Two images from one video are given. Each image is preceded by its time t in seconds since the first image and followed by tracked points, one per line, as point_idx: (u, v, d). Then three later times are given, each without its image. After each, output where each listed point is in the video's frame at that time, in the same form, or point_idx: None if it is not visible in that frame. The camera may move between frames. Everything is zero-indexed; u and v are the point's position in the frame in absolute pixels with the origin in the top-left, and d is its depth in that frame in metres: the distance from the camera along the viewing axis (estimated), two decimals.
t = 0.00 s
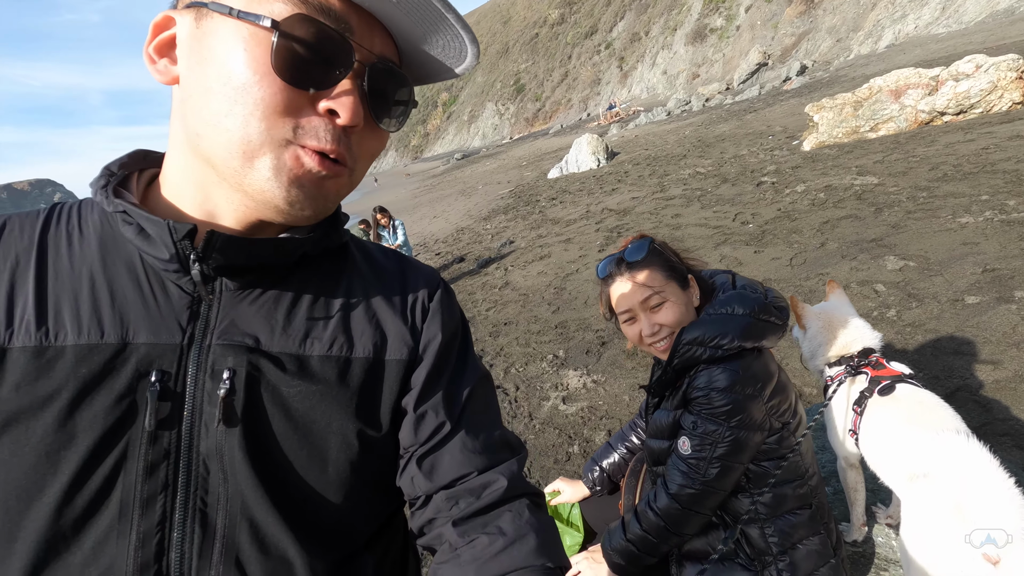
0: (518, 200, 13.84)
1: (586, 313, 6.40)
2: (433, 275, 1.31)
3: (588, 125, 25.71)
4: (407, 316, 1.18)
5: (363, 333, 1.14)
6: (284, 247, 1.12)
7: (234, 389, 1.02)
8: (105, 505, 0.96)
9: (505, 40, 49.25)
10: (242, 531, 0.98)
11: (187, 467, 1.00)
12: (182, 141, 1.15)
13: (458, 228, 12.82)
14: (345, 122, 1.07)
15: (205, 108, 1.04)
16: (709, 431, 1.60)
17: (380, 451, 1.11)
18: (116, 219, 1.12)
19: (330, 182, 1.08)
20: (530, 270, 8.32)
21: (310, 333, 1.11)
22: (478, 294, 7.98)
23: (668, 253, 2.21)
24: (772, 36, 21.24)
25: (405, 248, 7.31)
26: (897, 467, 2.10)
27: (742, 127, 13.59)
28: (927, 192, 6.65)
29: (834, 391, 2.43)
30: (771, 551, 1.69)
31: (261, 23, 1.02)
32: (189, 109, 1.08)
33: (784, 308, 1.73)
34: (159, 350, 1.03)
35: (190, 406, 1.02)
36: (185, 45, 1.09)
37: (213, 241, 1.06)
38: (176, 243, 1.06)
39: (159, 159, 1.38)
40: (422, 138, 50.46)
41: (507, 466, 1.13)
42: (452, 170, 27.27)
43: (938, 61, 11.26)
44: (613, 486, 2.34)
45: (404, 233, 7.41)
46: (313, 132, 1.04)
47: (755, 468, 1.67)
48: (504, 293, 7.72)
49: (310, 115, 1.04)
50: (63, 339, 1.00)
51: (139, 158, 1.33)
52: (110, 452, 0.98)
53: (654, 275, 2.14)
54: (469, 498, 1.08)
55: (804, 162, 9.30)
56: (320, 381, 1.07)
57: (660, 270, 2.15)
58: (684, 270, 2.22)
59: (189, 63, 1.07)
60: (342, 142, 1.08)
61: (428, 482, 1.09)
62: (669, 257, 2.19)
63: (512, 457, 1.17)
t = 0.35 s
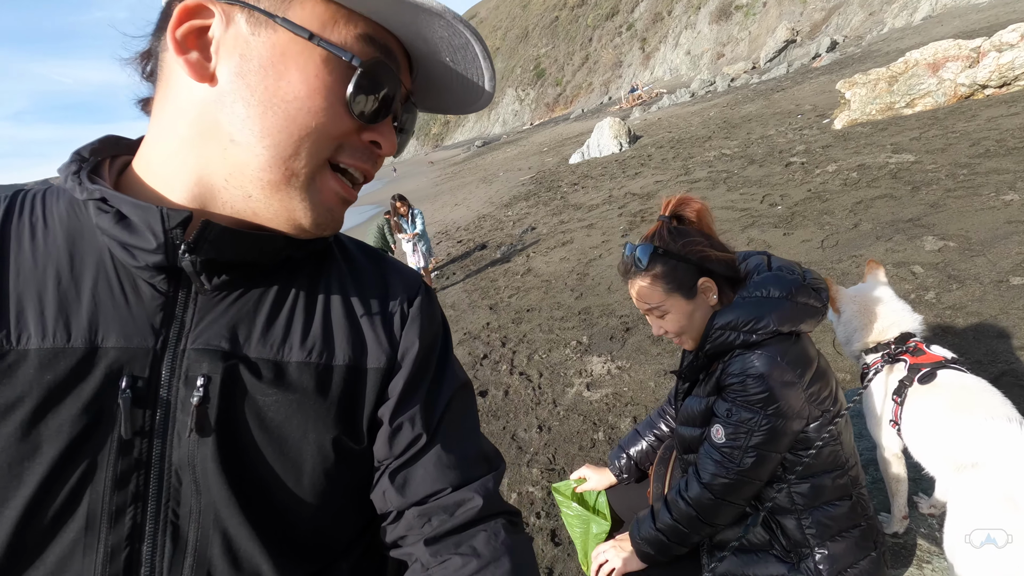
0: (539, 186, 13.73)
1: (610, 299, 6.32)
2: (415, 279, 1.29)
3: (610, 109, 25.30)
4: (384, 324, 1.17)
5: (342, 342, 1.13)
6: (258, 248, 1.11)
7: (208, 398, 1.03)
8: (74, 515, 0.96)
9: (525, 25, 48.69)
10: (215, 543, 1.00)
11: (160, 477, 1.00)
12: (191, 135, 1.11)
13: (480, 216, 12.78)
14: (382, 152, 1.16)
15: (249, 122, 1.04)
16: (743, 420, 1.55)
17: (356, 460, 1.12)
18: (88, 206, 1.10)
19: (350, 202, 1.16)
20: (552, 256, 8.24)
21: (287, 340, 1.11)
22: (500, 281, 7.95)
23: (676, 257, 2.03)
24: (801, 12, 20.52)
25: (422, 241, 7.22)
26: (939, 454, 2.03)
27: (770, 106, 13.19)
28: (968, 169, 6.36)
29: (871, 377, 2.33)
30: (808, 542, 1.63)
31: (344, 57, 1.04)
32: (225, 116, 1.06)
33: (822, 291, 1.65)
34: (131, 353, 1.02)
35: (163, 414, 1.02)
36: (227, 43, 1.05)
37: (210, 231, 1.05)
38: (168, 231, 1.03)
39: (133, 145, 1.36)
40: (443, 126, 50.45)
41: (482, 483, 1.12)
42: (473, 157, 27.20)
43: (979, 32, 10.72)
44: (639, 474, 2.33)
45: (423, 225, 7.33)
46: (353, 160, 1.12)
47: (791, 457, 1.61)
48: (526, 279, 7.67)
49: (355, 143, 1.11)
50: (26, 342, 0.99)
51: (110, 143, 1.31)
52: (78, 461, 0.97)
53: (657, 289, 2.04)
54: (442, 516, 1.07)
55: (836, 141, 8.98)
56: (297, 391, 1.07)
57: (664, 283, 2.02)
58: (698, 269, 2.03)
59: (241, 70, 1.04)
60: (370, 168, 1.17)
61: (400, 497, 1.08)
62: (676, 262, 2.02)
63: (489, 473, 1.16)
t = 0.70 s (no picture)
0: (573, 165, 13.47)
1: (647, 280, 6.16)
2: (388, 287, 1.27)
3: (645, 83, 24.55)
4: (357, 337, 1.15)
5: (314, 358, 1.12)
6: (225, 264, 1.10)
7: (173, 426, 1.01)
8: (33, 556, 0.93)
9: None
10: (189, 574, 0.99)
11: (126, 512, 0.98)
12: (159, 155, 1.08)
13: (513, 196, 12.66)
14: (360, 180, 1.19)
15: (226, 152, 1.03)
16: (801, 416, 1.45)
17: (331, 479, 1.11)
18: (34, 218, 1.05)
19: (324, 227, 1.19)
20: (587, 236, 8.08)
21: (256, 359, 1.09)
22: (535, 262, 7.86)
23: (718, 255, 1.87)
24: None
25: (454, 228, 7.09)
26: None
27: (818, 76, 12.53)
28: None
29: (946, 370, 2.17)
30: (870, 546, 1.53)
31: (333, 95, 1.06)
32: (200, 145, 1.04)
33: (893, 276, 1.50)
34: (86, 383, 0.98)
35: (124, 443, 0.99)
36: (205, 66, 1.02)
37: (179, 245, 1.03)
38: (136, 241, 0.99)
39: (69, 148, 1.30)
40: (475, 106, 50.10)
41: (463, 497, 1.11)
42: (506, 136, 26.95)
43: None
44: (685, 465, 2.23)
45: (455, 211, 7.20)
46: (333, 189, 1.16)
47: (855, 456, 1.49)
48: (561, 260, 7.55)
49: (333, 173, 1.13)
50: None
51: (47, 148, 1.25)
52: (29, 502, 0.94)
53: (695, 285, 1.97)
54: (424, 532, 1.06)
55: (890, 112, 8.46)
56: (269, 412, 1.06)
57: (701, 281, 1.93)
58: (743, 268, 1.87)
59: (218, 97, 1.02)
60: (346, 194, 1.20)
61: (379, 517, 1.07)
62: (717, 261, 1.88)
63: (471, 484, 1.15)
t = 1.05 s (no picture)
0: (624, 139, 13.04)
1: (703, 260, 5.88)
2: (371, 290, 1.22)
3: (702, 54, 23.42)
4: (345, 341, 1.11)
5: (301, 362, 1.08)
6: (208, 270, 1.04)
7: (158, 443, 0.95)
8: None
9: None
10: None
11: (109, 537, 0.92)
12: (127, 160, 1.02)
13: (561, 171, 12.38)
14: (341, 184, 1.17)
15: (208, 155, 0.98)
16: (898, 423, 1.32)
17: (322, 487, 1.08)
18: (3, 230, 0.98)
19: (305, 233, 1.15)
20: (639, 213, 7.80)
21: (242, 368, 1.05)
22: (583, 239, 7.66)
23: (787, 244, 1.69)
24: None
25: (508, 206, 6.80)
26: None
27: (895, 42, 11.57)
28: None
29: None
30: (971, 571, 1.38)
31: (314, 96, 1.04)
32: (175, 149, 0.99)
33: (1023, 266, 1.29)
34: (62, 404, 0.92)
35: (106, 465, 0.93)
36: (178, 68, 0.97)
37: (159, 253, 0.98)
38: (110, 251, 0.94)
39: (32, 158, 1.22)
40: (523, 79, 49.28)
41: (457, 498, 1.07)
42: (554, 110, 26.41)
43: None
44: (749, 464, 2.13)
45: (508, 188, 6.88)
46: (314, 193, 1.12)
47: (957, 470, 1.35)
48: (610, 238, 7.33)
49: (314, 175, 1.10)
50: None
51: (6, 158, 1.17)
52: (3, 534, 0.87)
53: (765, 266, 1.83)
54: (419, 538, 1.01)
55: (980, 81, 7.71)
56: (258, 423, 1.02)
57: (770, 265, 1.78)
58: (814, 264, 1.65)
59: (197, 101, 0.97)
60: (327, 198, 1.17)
61: (373, 523, 1.04)
62: (785, 250, 1.70)
63: (462, 485, 1.12)
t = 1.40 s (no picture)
0: (685, 112, 12.45)
1: (765, 243, 5.55)
2: (350, 288, 1.25)
3: (774, 20, 21.93)
4: (330, 339, 1.14)
5: (282, 360, 1.09)
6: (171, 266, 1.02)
7: (132, 445, 0.92)
8: None
9: None
10: None
11: (84, 544, 0.88)
12: (63, 147, 1.01)
13: (617, 145, 11.99)
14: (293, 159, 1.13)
15: (145, 137, 0.96)
16: (994, 443, 1.24)
17: (307, 488, 1.07)
18: None
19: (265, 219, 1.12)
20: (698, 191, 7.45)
21: (220, 367, 1.04)
22: (637, 217, 7.40)
23: (881, 219, 1.53)
24: None
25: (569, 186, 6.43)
26: None
27: (999, 4, 10.40)
28: None
29: None
30: None
31: (237, 58, 0.99)
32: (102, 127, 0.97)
33: None
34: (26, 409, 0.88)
35: (76, 470, 0.89)
36: (95, 43, 0.96)
37: (109, 255, 0.94)
38: (58, 256, 0.93)
39: None
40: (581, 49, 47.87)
41: (444, 493, 1.10)
42: (612, 81, 25.55)
43: None
44: (808, 470, 1.98)
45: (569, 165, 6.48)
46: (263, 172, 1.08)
47: None
48: (666, 216, 7.04)
49: (259, 151, 1.06)
50: None
51: None
52: None
53: (851, 235, 1.68)
54: (407, 534, 1.05)
55: None
56: (239, 421, 1.01)
57: (855, 236, 1.64)
58: (904, 252, 1.50)
59: (118, 78, 0.96)
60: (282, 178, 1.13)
61: (361, 521, 1.05)
62: (877, 226, 1.55)
63: (450, 478, 1.15)
